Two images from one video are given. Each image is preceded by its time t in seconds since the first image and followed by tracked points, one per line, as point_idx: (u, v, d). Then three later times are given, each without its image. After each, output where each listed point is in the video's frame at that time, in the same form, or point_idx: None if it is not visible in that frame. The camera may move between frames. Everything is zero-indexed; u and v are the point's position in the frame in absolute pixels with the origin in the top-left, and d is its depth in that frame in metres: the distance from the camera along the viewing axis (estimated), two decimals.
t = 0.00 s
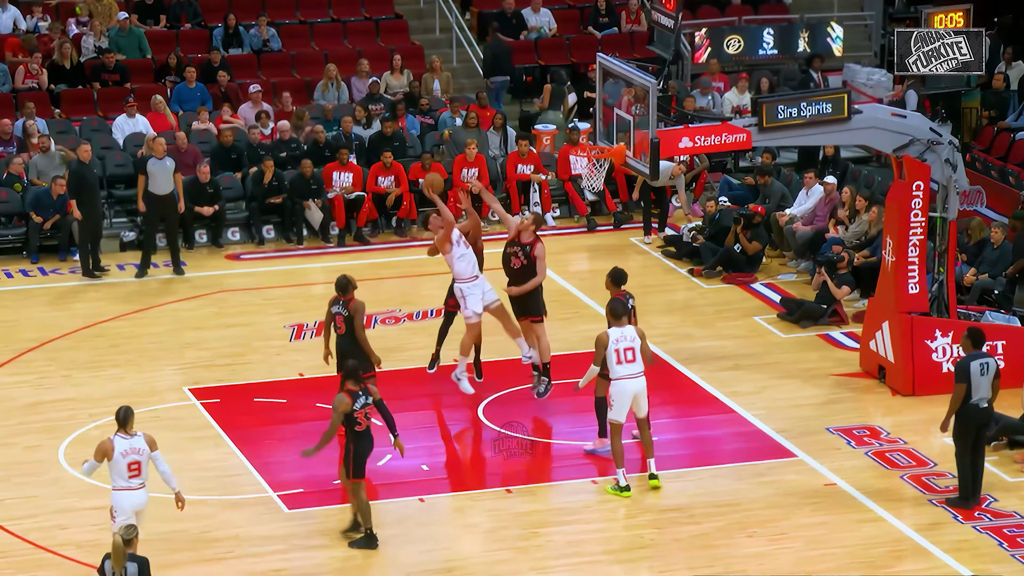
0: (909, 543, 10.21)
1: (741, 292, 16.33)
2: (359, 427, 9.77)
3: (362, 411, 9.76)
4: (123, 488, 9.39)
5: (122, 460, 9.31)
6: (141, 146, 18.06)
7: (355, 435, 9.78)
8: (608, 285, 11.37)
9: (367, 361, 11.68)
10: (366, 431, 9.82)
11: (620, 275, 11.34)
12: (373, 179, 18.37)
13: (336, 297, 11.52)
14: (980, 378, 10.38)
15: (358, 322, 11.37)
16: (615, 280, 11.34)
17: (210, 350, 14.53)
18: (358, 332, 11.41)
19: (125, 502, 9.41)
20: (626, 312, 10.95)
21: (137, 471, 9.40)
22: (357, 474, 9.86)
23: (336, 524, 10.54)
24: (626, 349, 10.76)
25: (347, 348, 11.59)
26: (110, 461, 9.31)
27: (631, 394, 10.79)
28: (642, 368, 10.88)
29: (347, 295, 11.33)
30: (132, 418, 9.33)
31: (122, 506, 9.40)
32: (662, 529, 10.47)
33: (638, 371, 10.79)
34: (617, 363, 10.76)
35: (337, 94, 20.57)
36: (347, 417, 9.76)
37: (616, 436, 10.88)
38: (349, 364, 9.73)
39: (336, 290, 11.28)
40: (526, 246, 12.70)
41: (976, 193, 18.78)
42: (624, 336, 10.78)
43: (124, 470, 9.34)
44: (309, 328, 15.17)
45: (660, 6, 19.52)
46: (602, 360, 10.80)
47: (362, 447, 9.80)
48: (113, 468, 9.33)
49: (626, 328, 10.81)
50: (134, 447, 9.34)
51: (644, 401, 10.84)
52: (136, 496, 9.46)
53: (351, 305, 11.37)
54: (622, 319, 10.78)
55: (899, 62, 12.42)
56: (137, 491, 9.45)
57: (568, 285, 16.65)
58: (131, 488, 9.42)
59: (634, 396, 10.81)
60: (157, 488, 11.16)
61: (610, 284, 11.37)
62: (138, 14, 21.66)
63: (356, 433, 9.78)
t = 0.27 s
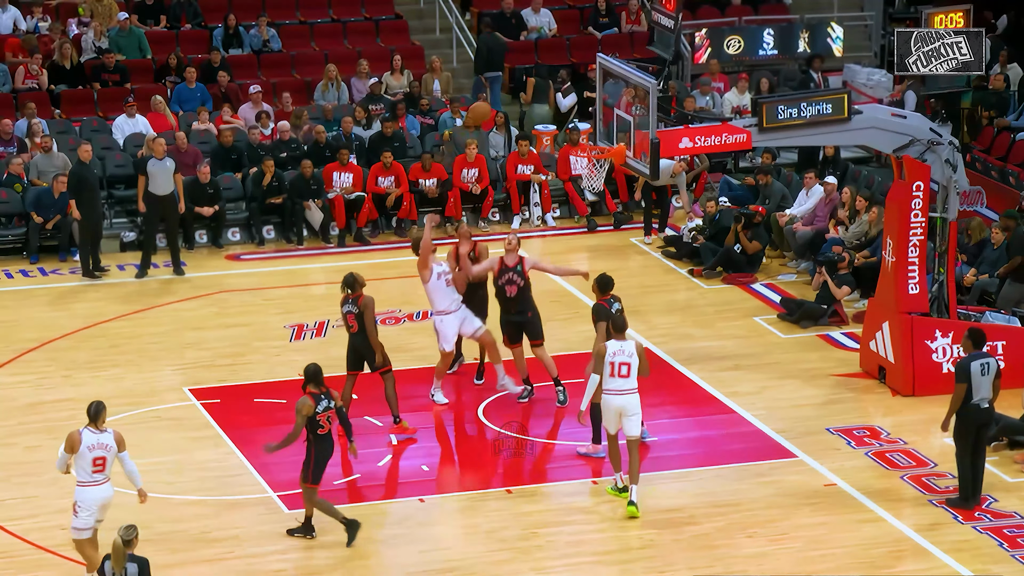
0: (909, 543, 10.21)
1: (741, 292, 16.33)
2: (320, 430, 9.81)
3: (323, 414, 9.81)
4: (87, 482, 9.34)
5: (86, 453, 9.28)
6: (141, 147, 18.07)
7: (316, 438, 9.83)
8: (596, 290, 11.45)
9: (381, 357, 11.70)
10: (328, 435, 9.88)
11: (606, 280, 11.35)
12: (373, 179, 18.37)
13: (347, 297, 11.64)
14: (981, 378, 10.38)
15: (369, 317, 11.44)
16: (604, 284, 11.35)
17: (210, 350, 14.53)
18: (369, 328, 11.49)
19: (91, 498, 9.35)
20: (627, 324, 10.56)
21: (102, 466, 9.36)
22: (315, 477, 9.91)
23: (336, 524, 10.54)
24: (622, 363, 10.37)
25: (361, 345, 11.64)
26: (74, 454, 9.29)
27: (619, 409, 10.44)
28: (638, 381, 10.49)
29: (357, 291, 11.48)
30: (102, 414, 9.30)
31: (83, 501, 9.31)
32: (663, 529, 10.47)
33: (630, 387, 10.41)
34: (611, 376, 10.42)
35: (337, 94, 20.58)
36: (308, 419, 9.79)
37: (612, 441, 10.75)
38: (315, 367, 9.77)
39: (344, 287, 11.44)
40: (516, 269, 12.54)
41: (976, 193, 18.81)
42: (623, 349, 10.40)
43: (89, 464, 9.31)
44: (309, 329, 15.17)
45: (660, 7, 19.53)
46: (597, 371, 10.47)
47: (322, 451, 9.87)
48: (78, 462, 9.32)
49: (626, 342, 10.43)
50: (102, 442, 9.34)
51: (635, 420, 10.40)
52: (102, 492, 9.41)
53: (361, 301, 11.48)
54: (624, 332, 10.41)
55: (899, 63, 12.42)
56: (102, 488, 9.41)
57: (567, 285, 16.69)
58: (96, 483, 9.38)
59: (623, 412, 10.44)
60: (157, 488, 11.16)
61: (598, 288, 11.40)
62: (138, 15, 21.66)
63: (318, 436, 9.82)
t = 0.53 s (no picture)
0: (909, 544, 10.21)
1: (741, 292, 16.33)
2: (288, 426, 9.77)
3: (292, 410, 9.76)
4: (57, 473, 9.13)
5: (60, 444, 9.07)
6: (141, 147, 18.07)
7: (284, 434, 9.79)
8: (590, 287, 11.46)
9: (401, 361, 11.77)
10: (295, 431, 9.84)
11: (600, 280, 11.32)
12: (373, 180, 18.36)
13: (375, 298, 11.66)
14: (981, 378, 10.39)
15: (390, 322, 11.45)
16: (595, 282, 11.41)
17: (210, 350, 14.52)
18: (389, 333, 11.52)
19: (60, 489, 9.12)
20: (618, 326, 10.50)
21: (75, 459, 9.17)
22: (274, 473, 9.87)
23: (336, 525, 10.54)
24: (614, 363, 10.32)
25: (382, 349, 11.68)
26: (48, 445, 9.06)
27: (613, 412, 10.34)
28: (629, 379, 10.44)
29: (383, 293, 11.49)
30: (74, 406, 9.15)
31: (51, 490, 9.13)
32: (662, 529, 10.47)
33: (622, 388, 10.33)
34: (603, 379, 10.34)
35: (337, 94, 20.58)
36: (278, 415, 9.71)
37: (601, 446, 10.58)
38: (281, 364, 9.71)
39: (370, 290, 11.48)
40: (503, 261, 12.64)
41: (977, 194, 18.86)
42: (614, 350, 10.34)
43: (63, 457, 9.10)
44: (309, 329, 15.16)
45: (661, 7, 19.53)
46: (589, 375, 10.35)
47: (288, 447, 9.83)
48: (50, 452, 9.09)
49: (617, 343, 10.36)
50: (75, 434, 9.13)
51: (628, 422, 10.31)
52: (73, 485, 9.18)
53: (384, 304, 11.48)
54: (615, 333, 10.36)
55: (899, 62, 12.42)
56: (75, 480, 9.19)
57: (567, 285, 16.69)
58: (68, 475, 9.16)
59: (617, 415, 10.34)
60: (157, 489, 11.16)
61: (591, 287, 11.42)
62: (138, 15, 21.66)
63: (286, 432, 9.78)
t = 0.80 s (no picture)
0: (909, 544, 10.20)
1: (741, 292, 16.33)
2: (246, 443, 9.65)
3: (251, 426, 9.63)
4: (16, 474, 9.14)
5: (18, 445, 9.07)
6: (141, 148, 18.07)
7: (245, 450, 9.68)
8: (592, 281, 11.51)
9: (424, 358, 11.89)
10: (255, 448, 9.71)
11: (603, 275, 11.40)
12: (372, 180, 18.36)
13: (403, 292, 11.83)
14: (981, 380, 10.38)
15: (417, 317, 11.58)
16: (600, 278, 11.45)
17: (209, 351, 14.52)
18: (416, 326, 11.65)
19: (22, 490, 9.13)
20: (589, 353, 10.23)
21: (33, 458, 9.17)
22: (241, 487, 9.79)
23: (336, 525, 10.54)
24: (597, 392, 10.02)
25: (406, 343, 11.83)
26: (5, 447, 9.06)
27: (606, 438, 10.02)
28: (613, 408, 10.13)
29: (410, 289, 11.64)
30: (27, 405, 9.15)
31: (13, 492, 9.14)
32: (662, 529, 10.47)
33: (609, 414, 10.04)
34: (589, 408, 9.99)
35: (337, 95, 20.58)
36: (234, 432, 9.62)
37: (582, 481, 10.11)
38: (238, 381, 9.53)
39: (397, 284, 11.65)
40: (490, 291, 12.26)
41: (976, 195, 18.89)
42: (593, 378, 10.06)
43: (21, 457, 9.11)
44: (308, 330, 15.16)
45: (660, 8, 19.53)
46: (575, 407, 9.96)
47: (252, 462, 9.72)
48: (8, 454, 9.08)
49: (594, 370, 10.11)
50: (31, 433, 9.13)
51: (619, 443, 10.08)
52: (33, 484, 9.19)
53: (411, 299, 11.61)
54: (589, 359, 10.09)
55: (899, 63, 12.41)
56: (34, 480, 9.18)
57: (567, 286, 16.69)
58: (28, 475, 9.17)
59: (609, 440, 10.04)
60: (157, 489, 11.16)
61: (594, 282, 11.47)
62: (138, 15, 21.66)
63: (245, 449, 9.67)
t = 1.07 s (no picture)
0: (909, 544, 10.20)
1: (741, 293, 16.33)
2: (209, 431, 9.68)
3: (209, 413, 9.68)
4: None
5: None
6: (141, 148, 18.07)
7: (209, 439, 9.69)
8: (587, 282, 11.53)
9: (439, 360, 11.92)
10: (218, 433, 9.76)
11: (597, 275, 11.42)
12: (372, 180, 18.35)
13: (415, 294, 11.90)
14: (981, 382, 10.35)
15: (429, 318, 11.63)
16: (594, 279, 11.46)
17: (209, 351, 14.52)
18: (427, 330, 11.69)
19: None
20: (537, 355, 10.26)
21: None
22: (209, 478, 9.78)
23: (336, 525, 10.54)
24: (548, 391, 10.02)
25: (418, 347, 11.84)
26: None
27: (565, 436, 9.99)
28: (568, 407, 10.12)
29: (425, 291, 11.73)
30: None
31: None
32: (662, 530, 10.48)
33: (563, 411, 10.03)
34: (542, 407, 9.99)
35: (337, 95, 20.58)
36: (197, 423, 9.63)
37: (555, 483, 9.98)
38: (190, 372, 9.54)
39: (412, 285, 11.71)
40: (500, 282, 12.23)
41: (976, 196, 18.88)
42: (545, 378, 10.07)
43: None
44: (308, 330, 15.16)
45: (660, 8, 19.53)
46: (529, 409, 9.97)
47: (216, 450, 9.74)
48: None
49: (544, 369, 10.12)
50: None
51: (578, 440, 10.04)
52: None
53: (423, 301, 11.68)
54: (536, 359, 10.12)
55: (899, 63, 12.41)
56: None
57: (567, 286, 16.69)
58: None
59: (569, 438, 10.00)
60: (157, 489, 11.16)
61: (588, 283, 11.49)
62: (138, 15, 21.67)
63: (209, 437, 9.69)
